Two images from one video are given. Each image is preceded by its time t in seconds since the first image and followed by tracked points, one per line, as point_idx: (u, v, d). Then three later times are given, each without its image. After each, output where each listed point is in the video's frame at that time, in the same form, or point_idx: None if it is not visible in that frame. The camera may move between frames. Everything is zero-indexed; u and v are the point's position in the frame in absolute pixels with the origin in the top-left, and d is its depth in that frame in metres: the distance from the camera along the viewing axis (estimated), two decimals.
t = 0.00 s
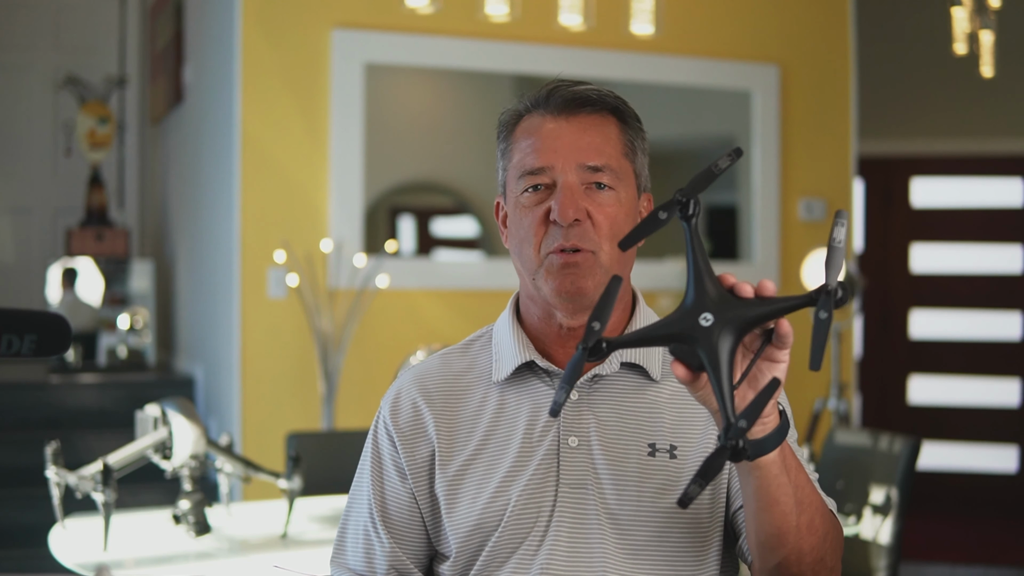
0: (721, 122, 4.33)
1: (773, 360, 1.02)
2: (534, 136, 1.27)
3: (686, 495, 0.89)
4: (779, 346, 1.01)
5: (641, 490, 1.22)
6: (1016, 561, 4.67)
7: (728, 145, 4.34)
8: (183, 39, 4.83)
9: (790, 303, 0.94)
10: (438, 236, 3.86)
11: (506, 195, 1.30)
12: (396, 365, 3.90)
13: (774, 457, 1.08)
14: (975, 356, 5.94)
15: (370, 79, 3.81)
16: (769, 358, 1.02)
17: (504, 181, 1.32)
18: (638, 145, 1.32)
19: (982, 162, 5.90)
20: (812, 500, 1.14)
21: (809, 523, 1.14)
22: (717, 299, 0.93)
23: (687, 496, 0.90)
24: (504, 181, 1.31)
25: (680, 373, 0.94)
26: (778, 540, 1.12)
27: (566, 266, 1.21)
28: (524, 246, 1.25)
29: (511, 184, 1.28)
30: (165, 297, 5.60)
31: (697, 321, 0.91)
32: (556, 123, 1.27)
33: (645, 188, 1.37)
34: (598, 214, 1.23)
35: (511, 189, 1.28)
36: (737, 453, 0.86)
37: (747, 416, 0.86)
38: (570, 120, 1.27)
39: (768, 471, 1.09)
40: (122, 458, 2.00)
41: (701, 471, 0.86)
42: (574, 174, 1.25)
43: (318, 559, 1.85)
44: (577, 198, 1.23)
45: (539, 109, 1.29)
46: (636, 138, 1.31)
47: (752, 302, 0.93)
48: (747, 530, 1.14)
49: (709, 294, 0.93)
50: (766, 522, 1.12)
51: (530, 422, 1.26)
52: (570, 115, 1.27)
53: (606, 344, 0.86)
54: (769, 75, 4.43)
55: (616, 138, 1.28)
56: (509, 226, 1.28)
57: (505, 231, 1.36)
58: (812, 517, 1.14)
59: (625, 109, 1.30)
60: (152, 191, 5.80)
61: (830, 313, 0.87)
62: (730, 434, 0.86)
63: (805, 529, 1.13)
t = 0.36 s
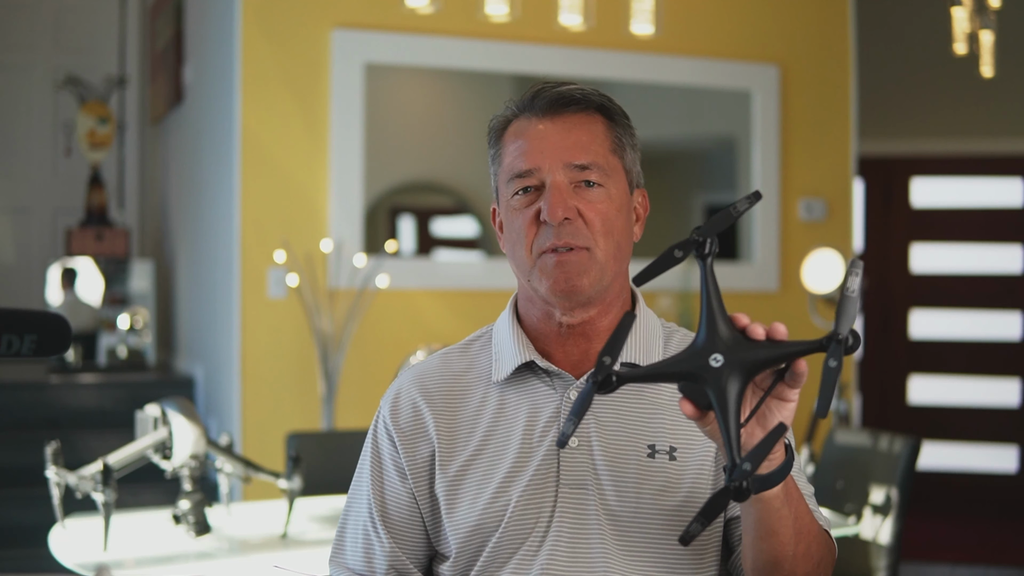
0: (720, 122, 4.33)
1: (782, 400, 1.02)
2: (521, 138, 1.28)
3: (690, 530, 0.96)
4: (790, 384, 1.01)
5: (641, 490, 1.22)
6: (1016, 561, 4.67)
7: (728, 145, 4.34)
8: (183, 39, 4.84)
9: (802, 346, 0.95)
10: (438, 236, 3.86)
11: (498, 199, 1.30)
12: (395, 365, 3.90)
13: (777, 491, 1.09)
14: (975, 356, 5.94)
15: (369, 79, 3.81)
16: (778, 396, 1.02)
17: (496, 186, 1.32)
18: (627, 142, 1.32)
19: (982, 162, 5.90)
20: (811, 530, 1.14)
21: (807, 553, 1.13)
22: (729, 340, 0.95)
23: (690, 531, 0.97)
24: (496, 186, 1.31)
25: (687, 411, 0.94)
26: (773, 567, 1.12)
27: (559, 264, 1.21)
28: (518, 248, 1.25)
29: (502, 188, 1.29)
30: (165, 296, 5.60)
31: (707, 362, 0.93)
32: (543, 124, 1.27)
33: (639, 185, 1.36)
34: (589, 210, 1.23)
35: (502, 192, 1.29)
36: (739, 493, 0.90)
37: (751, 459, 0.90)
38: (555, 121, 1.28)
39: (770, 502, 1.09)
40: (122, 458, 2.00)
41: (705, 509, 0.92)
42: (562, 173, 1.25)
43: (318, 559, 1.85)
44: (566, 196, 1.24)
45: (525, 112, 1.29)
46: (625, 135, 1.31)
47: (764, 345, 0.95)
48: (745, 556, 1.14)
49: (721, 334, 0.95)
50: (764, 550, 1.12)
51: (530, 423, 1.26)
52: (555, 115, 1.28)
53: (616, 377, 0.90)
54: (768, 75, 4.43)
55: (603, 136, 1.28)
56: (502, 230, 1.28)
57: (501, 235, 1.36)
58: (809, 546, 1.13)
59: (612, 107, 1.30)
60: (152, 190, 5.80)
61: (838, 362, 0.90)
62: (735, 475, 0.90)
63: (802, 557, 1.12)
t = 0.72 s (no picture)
0: (721, 122, 4.33)
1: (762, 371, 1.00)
2: (517, 140, 1.27)
3: (662, 501, 0.88)
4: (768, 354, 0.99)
5: (641, 489, 1.22)
6: (1016, 561, 4.67)
7: (728, 145, 4.34)
8: (184, 39, 4.84)
9: (773, 312, 0.92)
10: (438, 236, 3.86)
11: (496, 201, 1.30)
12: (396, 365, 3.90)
13: (764, 468, 1.08)
14: (975, 356, 5.94)
15: (369, 79, 3.81)
16: (758, 367, 1.00)
17: (493, 188, 1.32)
18: (623, 140, 1.31)
19: (982, 162, 5.90)
20: (801, 509, 1.14)
21: (799, 533, 1.13)
22: (703, 308, 0.92)
23: (661, 503, 0.88)
24: (493, 189, 1.31)
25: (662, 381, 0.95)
26: (766, 549, 1.12)
27: (558, 265, 1.22)
28: (517, 249, 1.25)
29: (500, 190, 1.29)
30: (166, 296, 5.60)
31: (680, 330, 0.91)
32: (538, 125, 1.27)
33: (637, 181, 1.36)
34: (586, 211, 1.23)
35: (499, 194, 1.29)
36: (713, 462, 0.85)
37: (723, 425, 0.84)
38: (550, 121, 1.27)
39: (758, 480, 1.08)
40: (122, 458, 2.00)
41: (676, 482, 0.85)
42: (558, 174, 1.25)
43: (318, 559, 1.85)
44: (563, 197, 1.24)
45: (520, 113, 1.29)
46: (621, 132, 1.31)
47: (737, 313, 0.92)
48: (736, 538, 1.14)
49: (694, 303, 0.92)
50: (755, 531, 1.11)
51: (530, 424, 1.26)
52: (550, 116, 1.27)
53: (590, 348, 0.86)
54: (768, 75, 4.43)
55: (598, 135, 1.28)
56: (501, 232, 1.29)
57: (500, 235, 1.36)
58: (802, 526, 1.13)
59: (607, 106, 1.30)
60: (152, 191, 5.80)
61: (807, 324, 0.85)
62: (706, 442, 0.85)
63: (795, 539, 1.13)
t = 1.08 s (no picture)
0: (721, 121, 4.33)
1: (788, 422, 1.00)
2: (516, 140, 1.27)
3: (666, 537, 0.90)
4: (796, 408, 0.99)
5: (640, 491, 1.22)
6: (1016, 561, 4.67)
7: (728, 144, 4.33)
8: (183, 39, 4.84)
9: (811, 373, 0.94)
10: (438, 236, 3.86)
11: (494, 202, 1.30)
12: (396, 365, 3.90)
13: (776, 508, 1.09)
14: (975, 356, 5.94)
15: (369, 79, 3.81)
16: (786, 417, 1.00)
17: (491, 189, 1.31)
18: (620, 141, 1.32)
19: (982, 163, 5.90)
20: (809, 545, 1.14)
21: (803, 568, 1.13)
22: (739, 357, 0.94)
23: (666, 539, 0.90)
24: (491, 189, 1.31)
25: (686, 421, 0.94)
26: None
27: (558, 266, 1.21)
28: (515, 250, 1.25)
29: (498, 191, 1.29)
30: (165, 296, 5.60)
31: (712, 374, 0.93)
32: (536, 125, 1.27)
33: (633, 183, 1.36)
34: (585, 211, 1.23)
35: (497, 195, 1.28)
36: (723, 508, 0.87)
37: (737, 476, 0.87)
38: (549, 122, 1.27)
39: (769, 519, 1.10)
40: (121, 458, 2.00)
41: (685, 520, 0.88)
42: (557, 174, 1.25)
43: (318, 559, 1.84)
44: (562, 197, 1.23)
45: (518, 114, 1.29)
46: (619, 134, 1.31)
47: (771, 368, 0.94)
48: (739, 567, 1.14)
49: (731, 350, 0.94)
50: (760, 563, 1.12)
51: (528, 425, 1.25)
52: (549, 116, 1.27)
53: (622, 374, 0.89)
54: (768, 74, 4.43)
55: (597, 136, 1.28)
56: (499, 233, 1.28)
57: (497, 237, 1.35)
58: (807, 563, 1.13)
59: (606, 107, 1.30)
60: (152, 190, 5.79)
61: (837, 394, 0.88)
62: (720, 489, 0.87)
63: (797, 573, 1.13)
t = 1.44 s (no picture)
0: (721, 121, 4.33)
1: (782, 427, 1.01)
2: (522, 138, 1.28)
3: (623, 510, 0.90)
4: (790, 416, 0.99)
5: (641, 490, 1.22)
6: (1016, 561, 4.67)
7: (728, 144, 4.34)
8: (184, 39, 4.84)
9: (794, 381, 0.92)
10: (438, 236, 3.86)
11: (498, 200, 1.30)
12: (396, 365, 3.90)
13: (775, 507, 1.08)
14: (974, 356, 5.94)
15: (369, 79, 3.81)
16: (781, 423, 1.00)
17: (495, 187, 1.32)
18: (625, 141, 1.32)
19: (982, 163, 5.90)
20: (808, 548, 1.13)
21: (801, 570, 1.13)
22: (736, 353, 0.95)
23: (622, 514, 0.90)
24: (496, 187, 1.31)
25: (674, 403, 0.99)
26: None
27: (563, 264, 1.21)
28: (521, 248, 1.25)
29: (503, 189, 1.29)
30: (165, 296, 5.60)
31: (702, 365, 0.95)
32: (543, 124, 1.27)
33: (637, 183, 1.36)
34: (591, 209, 1.23)
35: (503, 193, 1.28)
36: (683, 493, 0.88)
37: (698, 469, 0.87)
38: (555, 120, 1.27)
39: (768, 518, 1.09)
40: (121, 458, 2.00)
41: (643, 497, 0.89)
42: (564, 173, 1.25)
43: (318, 559, 1.84)
44: (569, 196, 1.23)
45: (524, 112, 1.29)
46: (624, 134, 1.31)
47: (761, 371, 0.94)
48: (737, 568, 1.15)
49: (731, 345, 0.95)
50: (757, 564, 1.12)
51: (530, 424, 1.25)
52: (555, 115, 1.28)
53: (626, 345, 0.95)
54: (768, 74, 4.43)
55: (602, 135, 1.28)
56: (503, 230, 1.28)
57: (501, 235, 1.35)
58: (806, 565, 1.13)
59: (611, 106, 1.30)
60: (152, 190, 5.79)
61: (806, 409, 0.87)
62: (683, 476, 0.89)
63: None
